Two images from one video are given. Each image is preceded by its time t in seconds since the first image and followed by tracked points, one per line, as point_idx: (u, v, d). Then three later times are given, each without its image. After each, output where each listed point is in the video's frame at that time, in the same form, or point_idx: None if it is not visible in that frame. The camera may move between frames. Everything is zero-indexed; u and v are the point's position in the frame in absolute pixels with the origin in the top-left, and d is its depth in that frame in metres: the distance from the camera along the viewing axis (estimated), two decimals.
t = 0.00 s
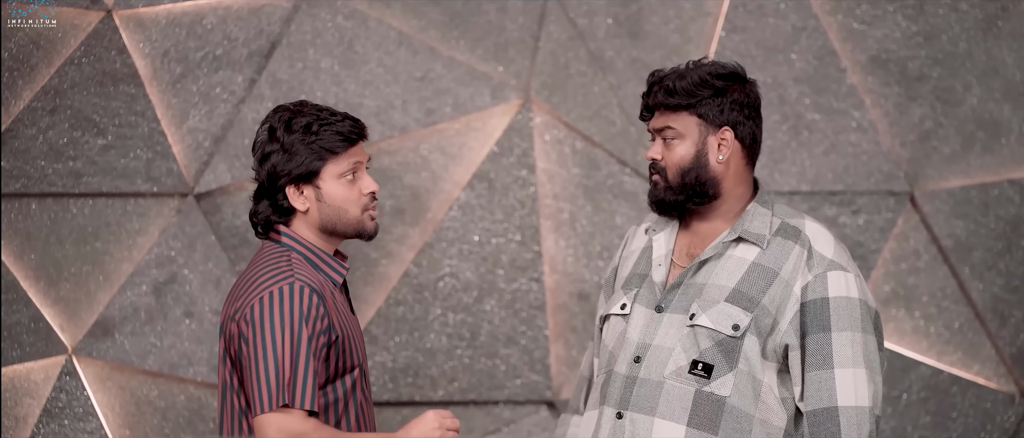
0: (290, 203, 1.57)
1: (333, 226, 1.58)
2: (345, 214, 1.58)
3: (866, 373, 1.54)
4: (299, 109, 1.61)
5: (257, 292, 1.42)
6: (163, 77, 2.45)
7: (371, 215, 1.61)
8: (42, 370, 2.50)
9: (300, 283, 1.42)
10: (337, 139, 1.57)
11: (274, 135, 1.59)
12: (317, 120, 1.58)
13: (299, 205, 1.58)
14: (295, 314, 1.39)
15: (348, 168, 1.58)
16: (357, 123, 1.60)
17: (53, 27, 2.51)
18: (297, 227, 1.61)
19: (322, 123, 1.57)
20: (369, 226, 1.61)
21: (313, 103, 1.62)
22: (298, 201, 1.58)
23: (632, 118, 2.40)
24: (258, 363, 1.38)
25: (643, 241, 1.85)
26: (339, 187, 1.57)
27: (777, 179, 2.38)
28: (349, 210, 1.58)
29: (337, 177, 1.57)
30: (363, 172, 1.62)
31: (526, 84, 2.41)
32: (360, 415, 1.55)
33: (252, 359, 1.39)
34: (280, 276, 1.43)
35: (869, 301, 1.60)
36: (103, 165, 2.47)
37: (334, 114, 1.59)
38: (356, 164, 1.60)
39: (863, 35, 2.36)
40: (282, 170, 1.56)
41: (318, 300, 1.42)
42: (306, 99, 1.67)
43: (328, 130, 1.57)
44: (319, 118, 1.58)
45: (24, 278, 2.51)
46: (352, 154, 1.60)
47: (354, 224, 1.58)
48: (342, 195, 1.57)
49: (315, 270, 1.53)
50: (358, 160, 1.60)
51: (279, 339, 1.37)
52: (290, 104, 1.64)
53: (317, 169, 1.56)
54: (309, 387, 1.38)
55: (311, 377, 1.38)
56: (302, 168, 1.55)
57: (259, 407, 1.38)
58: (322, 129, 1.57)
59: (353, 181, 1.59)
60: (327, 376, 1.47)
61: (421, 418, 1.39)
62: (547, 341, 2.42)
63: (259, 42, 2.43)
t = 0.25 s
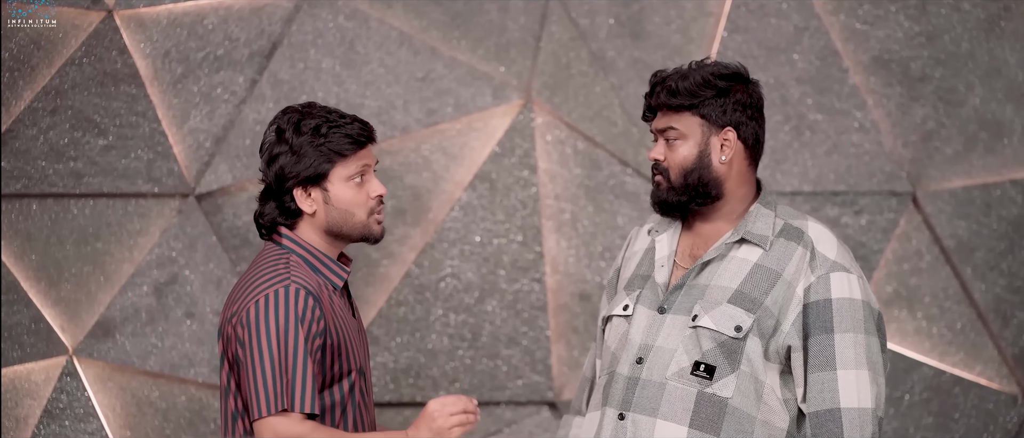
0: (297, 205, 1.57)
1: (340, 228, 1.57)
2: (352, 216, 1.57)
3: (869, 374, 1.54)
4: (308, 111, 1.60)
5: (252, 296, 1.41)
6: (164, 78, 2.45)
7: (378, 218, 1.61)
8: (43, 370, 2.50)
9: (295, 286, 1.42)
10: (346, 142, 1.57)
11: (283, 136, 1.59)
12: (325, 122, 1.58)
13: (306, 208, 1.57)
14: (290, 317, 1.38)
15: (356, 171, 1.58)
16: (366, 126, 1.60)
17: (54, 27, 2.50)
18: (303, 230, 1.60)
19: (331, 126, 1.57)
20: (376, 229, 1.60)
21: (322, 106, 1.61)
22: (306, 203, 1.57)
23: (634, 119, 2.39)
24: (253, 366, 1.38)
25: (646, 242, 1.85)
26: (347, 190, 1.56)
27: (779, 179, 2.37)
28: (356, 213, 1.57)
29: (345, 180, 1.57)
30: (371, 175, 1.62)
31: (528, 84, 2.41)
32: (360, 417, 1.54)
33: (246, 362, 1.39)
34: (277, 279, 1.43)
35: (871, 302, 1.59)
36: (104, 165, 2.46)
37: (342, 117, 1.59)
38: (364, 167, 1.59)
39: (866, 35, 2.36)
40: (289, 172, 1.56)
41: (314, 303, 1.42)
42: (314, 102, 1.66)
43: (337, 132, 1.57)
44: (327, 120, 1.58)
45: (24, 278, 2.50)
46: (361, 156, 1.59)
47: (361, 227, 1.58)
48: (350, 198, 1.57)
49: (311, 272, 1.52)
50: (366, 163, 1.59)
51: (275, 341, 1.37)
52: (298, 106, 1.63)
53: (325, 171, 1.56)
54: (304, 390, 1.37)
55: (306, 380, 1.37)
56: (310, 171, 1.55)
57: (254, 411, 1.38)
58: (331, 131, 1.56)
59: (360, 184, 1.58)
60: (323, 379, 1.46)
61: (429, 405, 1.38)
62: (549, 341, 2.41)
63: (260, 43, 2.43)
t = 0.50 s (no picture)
0: (301, 205, 1.56)
1: (344, 228, 1.57)
2: (356, 216, 1.57)
3: (871, 372, 1.53)
4: (309, 110, 1.60)
5: (252, 294, 1.41)
6: (164, 76, 2.44)
7: (382, 217, 1.60)
8: (43, 369, 2.49)
9: (294, 285, 1.42)
10: (348, 141, 1.56)
11: (284, 137, 1.58)
12: (327, 121, 1.57)
13: (309, 208, 1.56)
14: (288, 316, 1.38)
15: (360, 170, 1.58)
16: (368, 124, 1.60)
17: (54, 26, 2.50)
18: (307, 230, 1.59)
19: (333, 125, 1.57)
20: (380, 228, 1.60)
21: (323, 105, 1.61)
22: (309, 204, 1.56)
23: (635, 117, 2.39)
24: (252, 365, 1.37)
25: (647, 240, 1.84)
26: (350, 189, 1.56)
27: (780, 178, 2.37)
28: (360, 212, 1.57)
29: (349, 179, 1.56)
30: (374, 174, 1.62)
31: (529, 82, 2.41)
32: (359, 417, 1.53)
33: (244, 361, 1.38)
34: (276, 278, 1.43)
35: (873, 300, 1.59)
36: (104, 164, 2.46)
37: (344, 115, 1.58)
38: (367, 166, 1.59)
39: (867, 33, 2.36)
40: (293, 173, 1.55)
41: (313, 302, 1.42)
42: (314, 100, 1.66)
43: (339, 132, 1.56)
44: (329, 119, 1.57)
45: (25, 277, 2.50)
46: (363, 156, 1.59)
47: (365, 227, 1.57)
48: (353, 197, 1.56)
49: (310, 271, 1.52)
50: (369, 162, 1.59)
51: (275, 339, 1.37)
52: (299, 105, 1.63)
53: (329, 171, 1.55)
54: (303, 388, 1.37)
55: (304, 379, 1.37)
56: (313, 171, 1.54)
57: (251, 410, 1.37)
58: (333, 131, 1.56)
59: (364, 183, 1.58)
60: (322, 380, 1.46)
61: (404, 395, 1.44)
62: (550, 340, 2.41)
63: (261, 41, 2.42)
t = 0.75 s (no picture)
0: (300, 204, 1.56)
1: (343, 226, 1.57)
2: (356, 214, 1.56)
3: (873, 373, 1.53)
4: (308, 108, 1.59)
5: (251, 294, 1.41)
6: (165, 76, 2.44)
7: (381, 215, 1.60)
8: (43, 369, 2.49)
9: (294, 285, 1.41)
10: (347, 139, 1.56)
11: (284, 135, 1.57)
12: (326, 119, 1.57)
13: (309, 206, 1.56)
14: (288, 317, 1.37)
15: (359, 168, 1.57)
16: (366, 122, 1.59)
17: (54, 25, 2.49)
18: (307, 229, 1.59)
19: (332, 123, 1.56)
20: (379, 226, 1.59)
21: (322, 103, 1.60)
22: (309, 202, 1.56)
23: (636, 117, 2.38)
24: (252, 365, 1.37)
25: (648, 240, 1.84)
26: (349, 188, 1.56)
27: (782, 178, 2.36)
28: (359, 210, 1.56)
29: (348, 177, 1.56)
30: (373, 172, 1.61)
31: (530, 82, 2.40)
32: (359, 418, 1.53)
33: (244, 362, 1.38)
34: (276, 278, 1.42)
35: (875, 300, 1.58)
36: (105, 164, 2.46)
37: (343, 113, 1.58)
38: (366, 164, 1.58)
39: (869, 33, 2.35)
40: (291, 171, 1.55)
41: (313, 303, 1.41)
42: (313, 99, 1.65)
43: (338, 130, 1.56)
44: (328, 117, 1.57)
45: (25, 277, 2.49)
46: (362, 154, 1.58)
47: (364, 225, 1.57)
48: (353, 195, 1.56)
49: (314, 272, 1.52)
50: (368, 161, 1.59)
51: (274, 340, 1.36)
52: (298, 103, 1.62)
53: (328, 169, 1.55)
54: (302, 388, 1.36)
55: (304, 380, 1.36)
56: (313, 169, 1.54)
57: (249, 410, 1.37)
58: (332, 129, 1.55)
59: (363, 181, 1.58)
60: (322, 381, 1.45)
61: None
62: (551, 340, 2.40)
63: (261, 40, 2.42)
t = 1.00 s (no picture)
0: (300, 202, 1.56)
1: (343, 225, 1.56)
2: (355, 212, 1.56)
3: (873, 371, 1.52)
4: (307, 107, 1.59)
5: (250, 293, 1.40)
6: (164, 74, 2.44)
7: (380, 213, 1.59)
8: (42, 369, 2.48)
9: (293, 284, 1.41)
10: (347, 137, 1.55)
11: (283, 134, 1.57)
12: (326, 117, 1.56)
13: (309, 205, 1.56)
14: (287, 316, 1.37)
15: (359, 166, 1.57)
16: (366, 120, 1.59)
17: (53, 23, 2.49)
18: (306, 228, 1.59)
19: (332, 121, 1.56)
20: (379, 225, 1.59)
21: (322, 101, 1.60)
22: (308, 200, 1.56)
23: (636, 115, 2.38)
24: (251, 364, 1.36)
25: (648, 239, 1.84)
26: (349, 186, 1.55)
27: (782, 176, 2.36)
28: (358, 209, 1.56)
29: (348, 176, 1.56)
30: (373, 170, 1.61)
31: (529, 81, 2.40)
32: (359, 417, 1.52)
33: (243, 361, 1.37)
34: (276, 277, 1.42)
35: (875, 298, 1.58)
36: (104, 163, 2.45)
37: (343, 111, 1.57)
38: (366, 162, 1.58)
39: (869, 31, 2.35)
40: (291, 169, 1.54)
41: (313, 302, 1.41)
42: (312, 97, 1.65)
43: (338, 128, 1.55)
44: (328, 115, 1.56)
45: (24, 276, 2.49)
46: (362, 152, 1.58)
47: (364, 223, 1.57)
48: (352, 194, 1.55)
49: (315, 270, 1.51)
50: (368, 159, 1.58)
51: (272, 339, 1.36)
52: (298, 101, 1.61)
53: (328, 168, 1.54)
54: (302, 388, 1.36)
55: (303, 379, 1.36)
56: (313, 167, 1.53)
57: (249, 409, 1.36)
58: (331, 127, 1.55)
59: (363, 179, 1.57)
60: (324, 381, 1.45)
61: None
62: (550, 339, 2.40)
63: (261, 39, 2.42)
